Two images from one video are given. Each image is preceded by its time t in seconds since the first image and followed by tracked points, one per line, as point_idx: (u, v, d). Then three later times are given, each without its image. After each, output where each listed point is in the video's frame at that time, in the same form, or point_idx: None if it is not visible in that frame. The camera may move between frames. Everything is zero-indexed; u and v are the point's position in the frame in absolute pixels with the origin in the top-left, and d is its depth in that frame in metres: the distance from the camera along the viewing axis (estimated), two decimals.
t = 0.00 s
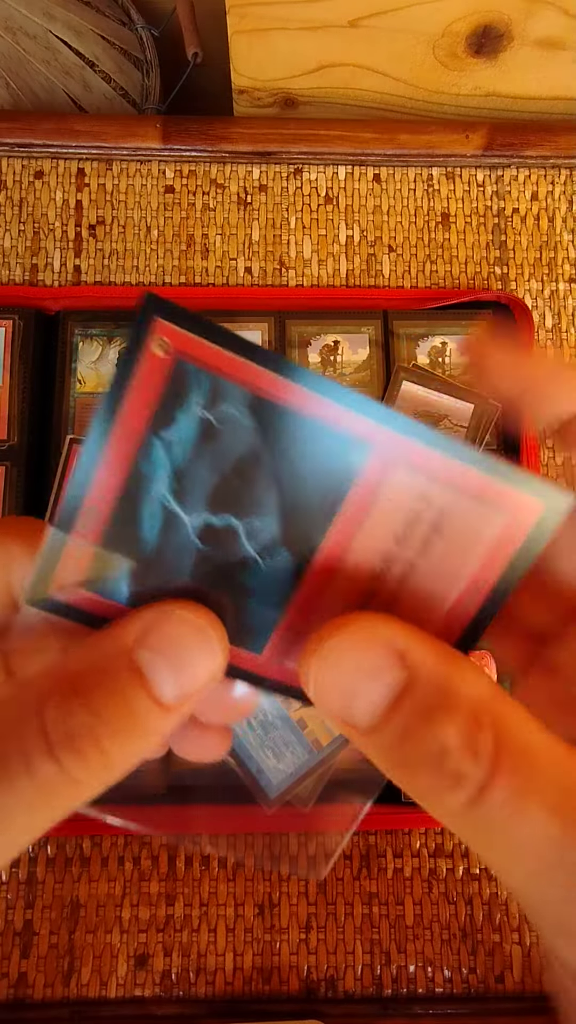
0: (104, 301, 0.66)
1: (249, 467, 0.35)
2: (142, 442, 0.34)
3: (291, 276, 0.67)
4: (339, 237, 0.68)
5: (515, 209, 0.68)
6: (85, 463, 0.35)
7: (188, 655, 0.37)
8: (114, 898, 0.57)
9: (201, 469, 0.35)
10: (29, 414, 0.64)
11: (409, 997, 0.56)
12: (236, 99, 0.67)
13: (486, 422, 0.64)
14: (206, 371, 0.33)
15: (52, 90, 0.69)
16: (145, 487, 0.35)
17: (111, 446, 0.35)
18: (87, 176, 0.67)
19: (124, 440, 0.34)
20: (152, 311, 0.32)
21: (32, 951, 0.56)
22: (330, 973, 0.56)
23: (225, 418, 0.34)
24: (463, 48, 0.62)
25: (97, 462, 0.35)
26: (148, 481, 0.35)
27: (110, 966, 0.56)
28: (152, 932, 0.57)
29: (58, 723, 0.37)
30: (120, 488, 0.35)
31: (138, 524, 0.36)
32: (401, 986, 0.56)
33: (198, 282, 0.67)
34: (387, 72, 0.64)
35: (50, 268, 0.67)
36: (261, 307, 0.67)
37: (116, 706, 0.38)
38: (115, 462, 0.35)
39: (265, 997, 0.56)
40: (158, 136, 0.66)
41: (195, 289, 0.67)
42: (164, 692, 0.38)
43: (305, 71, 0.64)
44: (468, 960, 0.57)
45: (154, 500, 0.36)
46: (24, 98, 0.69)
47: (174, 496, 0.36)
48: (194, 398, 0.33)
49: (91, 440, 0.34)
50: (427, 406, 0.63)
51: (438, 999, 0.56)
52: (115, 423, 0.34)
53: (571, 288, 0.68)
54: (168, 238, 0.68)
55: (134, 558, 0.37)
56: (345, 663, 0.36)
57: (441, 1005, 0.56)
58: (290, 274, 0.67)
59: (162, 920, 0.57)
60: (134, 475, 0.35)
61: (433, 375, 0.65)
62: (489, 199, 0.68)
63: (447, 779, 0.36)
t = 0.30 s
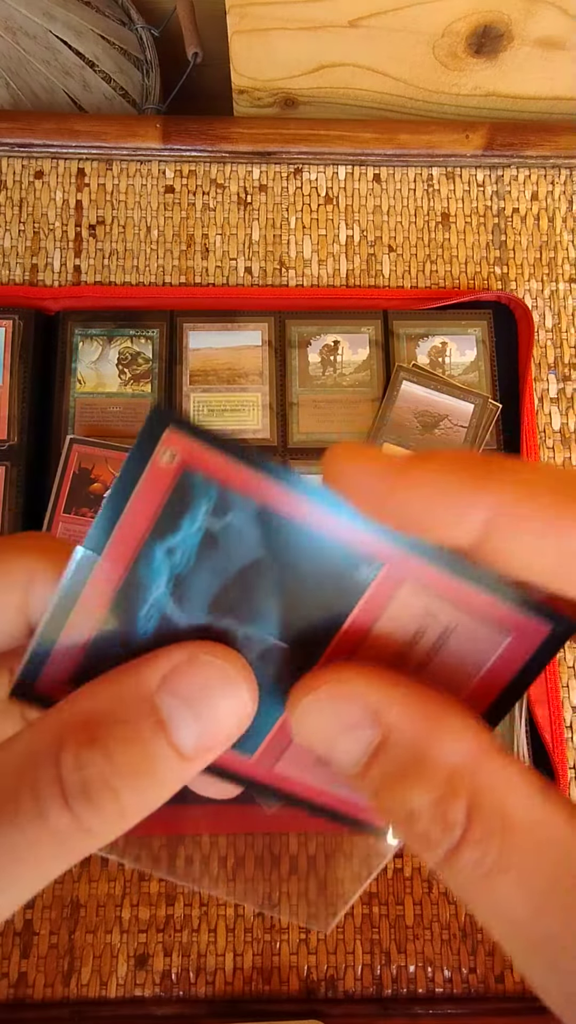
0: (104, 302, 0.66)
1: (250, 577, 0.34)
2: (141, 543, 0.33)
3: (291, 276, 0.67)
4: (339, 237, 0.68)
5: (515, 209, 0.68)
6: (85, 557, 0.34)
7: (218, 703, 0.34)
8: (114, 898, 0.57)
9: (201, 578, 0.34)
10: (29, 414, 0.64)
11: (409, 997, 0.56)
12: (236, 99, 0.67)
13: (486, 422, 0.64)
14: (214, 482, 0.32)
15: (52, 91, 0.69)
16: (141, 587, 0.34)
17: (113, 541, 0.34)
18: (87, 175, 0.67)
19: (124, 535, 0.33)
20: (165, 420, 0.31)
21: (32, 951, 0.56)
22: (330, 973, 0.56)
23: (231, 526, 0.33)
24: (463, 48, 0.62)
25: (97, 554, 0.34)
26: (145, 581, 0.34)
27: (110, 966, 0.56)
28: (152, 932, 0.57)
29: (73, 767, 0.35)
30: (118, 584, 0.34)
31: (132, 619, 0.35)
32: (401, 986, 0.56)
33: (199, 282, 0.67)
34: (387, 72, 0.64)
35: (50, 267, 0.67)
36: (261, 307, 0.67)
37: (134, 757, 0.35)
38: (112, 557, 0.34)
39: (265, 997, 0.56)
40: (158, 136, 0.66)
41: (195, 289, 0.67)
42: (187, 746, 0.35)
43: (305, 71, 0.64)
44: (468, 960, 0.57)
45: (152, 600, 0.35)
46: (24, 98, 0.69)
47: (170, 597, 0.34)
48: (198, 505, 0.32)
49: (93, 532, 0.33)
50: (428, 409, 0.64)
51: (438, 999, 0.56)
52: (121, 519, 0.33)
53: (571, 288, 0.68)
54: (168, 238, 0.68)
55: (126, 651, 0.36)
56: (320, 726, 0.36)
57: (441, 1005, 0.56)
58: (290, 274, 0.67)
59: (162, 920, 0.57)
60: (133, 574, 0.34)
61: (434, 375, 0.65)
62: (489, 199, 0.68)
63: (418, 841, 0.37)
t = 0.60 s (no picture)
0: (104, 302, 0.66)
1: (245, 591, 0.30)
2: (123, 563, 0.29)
3: (291, 276, 0.68)
4: (339, 237, 0.68)
5: (515, 209, 0.68)
6: (61, 580, 0.29)
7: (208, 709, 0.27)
8: (114, 898, 0.57)
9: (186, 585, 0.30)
10: (29, 414, 0.64)
11: (409, 997, 0.56)
12: (236, 99, 0.67)
13: (486, 423, 0.64)
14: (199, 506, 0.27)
15: (52, 91, 0.69)
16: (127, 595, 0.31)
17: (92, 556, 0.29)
18: (87, 176, 0.67)
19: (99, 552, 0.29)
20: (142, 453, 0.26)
21: (32, 951, 0.56)
22: (330, 973, 0.56)
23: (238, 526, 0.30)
24: (463, 48, 0.62)
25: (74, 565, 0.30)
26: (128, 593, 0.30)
27: (110, 966, 0.56)
28: (152, 932, 0.57)
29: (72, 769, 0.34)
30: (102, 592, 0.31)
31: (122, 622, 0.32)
32: (401, 986, 0.56)
33: (199, 282, 0.67)
34: (387, 72, 0.64)
35: (50, 267, 0.67)
36: (261, 307, 0.67)
37: (118, 774, 0.29)
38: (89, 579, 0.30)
39: (265, 997, 0.56)
40: (157, 136, 0.66)
41: (195, 289, 0.67)
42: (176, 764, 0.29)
43: (305, 71, 0.64)
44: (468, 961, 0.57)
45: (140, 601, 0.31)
46: (24, 98, 0.69)
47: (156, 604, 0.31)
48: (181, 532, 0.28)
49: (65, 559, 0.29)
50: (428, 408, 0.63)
51: (438, 999, 0.56)
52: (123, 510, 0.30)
53: (571, 288, 0.68)
54: (168, 238, 0.68)
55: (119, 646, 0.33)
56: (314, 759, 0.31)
57: (441, 1005, 0.56)
58: (290, 274, 0.67)
59: (162, 921, 0.57)
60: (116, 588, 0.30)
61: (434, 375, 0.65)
62: (489, 199, 0.68)
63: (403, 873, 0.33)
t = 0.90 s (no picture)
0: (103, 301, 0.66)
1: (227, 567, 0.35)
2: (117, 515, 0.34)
3: (291, 276, 0.67)
4: (339, 237, 0.68)
5: (515, 209, 0.68)
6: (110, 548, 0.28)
7: (217, 711, 0.34)
8: (114, 898, 0.57)
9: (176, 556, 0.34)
10: (29, 414, 0.64)
11: (409, 997, 0.56)
12: (236, 99, 0.67)
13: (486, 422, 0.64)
14: (205, 438, 0.33)
15: (52, 91, 0.69)
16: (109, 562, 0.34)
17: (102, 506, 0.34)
18: (87, 176, 0.67)
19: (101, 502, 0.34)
20: (173, 368, 0.32)
21: (32, 951, 0.56)
22: (330, 973, 0.56)
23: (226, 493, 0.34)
24: (463, 48, 0.61)
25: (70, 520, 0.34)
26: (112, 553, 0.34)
27: (110, 966, 0.56)
28: (152, 932, 0.57)
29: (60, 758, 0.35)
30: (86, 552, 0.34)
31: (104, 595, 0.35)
32: (401, 986, 0.56)
33: (199, 282, 0.67)
34: (387, 72, 0.64)
35: (50, 268, 0.67)
36: (261, 307, 0.67)
37: (126, 758, 0.35)
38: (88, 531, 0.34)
39: (266, 997, 0.55)
40: (158, 136, 0.66)
41: (196, 289, 0.67)
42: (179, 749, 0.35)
43: (305, 70, 0.64)
44: (468, 960, 0.57)
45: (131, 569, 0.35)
46: (24, 98, 0.69)
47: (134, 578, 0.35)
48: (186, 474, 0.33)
49: (66, 502, 0.33)
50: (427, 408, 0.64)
51: (438, 998, 0.56)
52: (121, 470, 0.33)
53: (571, 287, 0.68)
54: (168, 238, 0.68)
55: (90, 625, 0.36)
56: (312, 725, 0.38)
57: (441, 1004, 0.56)
58: (290, 274, 0.67)
59: (162, 921, 0.57)
60: (101, 546, 0.34)
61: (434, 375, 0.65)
62: (489, 199, 0.68)
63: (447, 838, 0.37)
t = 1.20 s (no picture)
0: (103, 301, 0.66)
1: (250, 612, 0.32)
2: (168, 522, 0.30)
3: (291, 276, 0.67)
4: (339, 237, 0.68)
5: (515, 209, 0.68)
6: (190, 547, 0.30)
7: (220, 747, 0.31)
8: (114, 898, 0.57)
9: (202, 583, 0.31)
10: (29, 414, 0.64)
11: (409, 997, 0.56)
12: (236, 99, 0.67)
13: (486, 422, 0.64)
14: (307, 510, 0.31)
15: (52, 91, 0.69)
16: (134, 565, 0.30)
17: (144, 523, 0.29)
18: (87, 175, 0.67)
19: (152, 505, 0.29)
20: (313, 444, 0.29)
21: (32, 951, 0.56)
22: (330, 973, 0.56)
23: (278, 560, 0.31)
24: (463, 48, 0.61)
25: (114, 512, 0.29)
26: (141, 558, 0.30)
27: (110, 966, 0.56)
28: (152, 932, 0.57)
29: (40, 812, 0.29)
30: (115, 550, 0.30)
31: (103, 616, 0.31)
32: (401, 986, 0.56)
33: (198, 282, 0.67)
34: (387, 72, 0.64)
35: (50, 268, 0.67)
36: (261, 307, 0.67)
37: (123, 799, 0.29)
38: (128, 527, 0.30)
39: (265, 997, 0.56)
40: (158, 136, 0.66)
41: (196, 289, 0.67)
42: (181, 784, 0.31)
43: (305, 70, 0.64)
44: (468, 961, 0.57)
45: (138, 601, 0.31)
46: (24, 97, 0.69)
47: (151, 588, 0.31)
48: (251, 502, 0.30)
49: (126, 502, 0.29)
50: (427, 407, 0.64)
51: (438, 999, 0.56)
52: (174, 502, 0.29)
53: (571, 287, 0.68)
54: (168, 238, 0.68)
55: (75, 647, 0.31)
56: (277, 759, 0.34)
57: (441, 1005, 0.56)
58: (289, 274, 0.67)
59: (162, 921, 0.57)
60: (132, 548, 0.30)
61: (434, 374, 0.65)
62: (489, 199, 0.68)
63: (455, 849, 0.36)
